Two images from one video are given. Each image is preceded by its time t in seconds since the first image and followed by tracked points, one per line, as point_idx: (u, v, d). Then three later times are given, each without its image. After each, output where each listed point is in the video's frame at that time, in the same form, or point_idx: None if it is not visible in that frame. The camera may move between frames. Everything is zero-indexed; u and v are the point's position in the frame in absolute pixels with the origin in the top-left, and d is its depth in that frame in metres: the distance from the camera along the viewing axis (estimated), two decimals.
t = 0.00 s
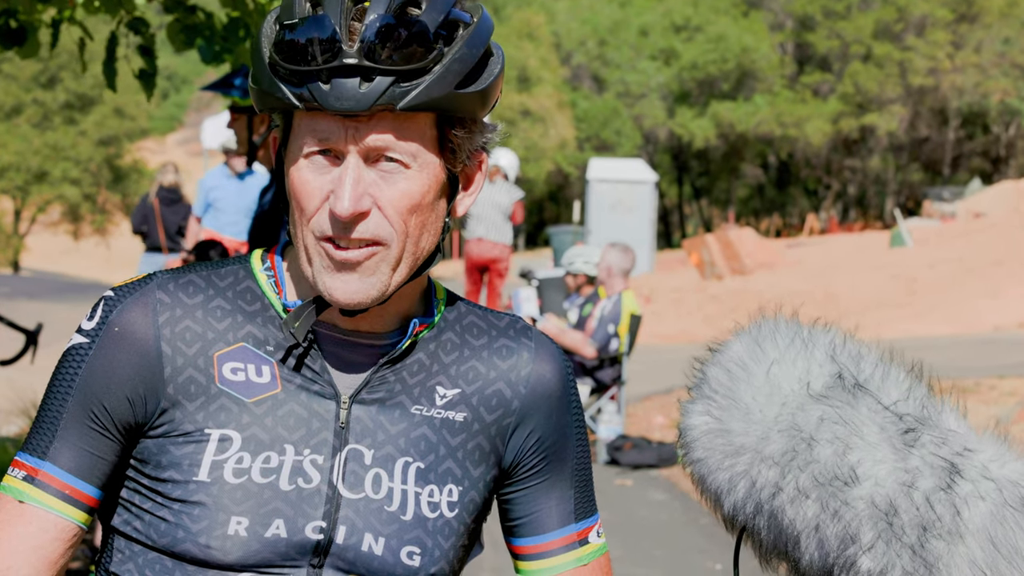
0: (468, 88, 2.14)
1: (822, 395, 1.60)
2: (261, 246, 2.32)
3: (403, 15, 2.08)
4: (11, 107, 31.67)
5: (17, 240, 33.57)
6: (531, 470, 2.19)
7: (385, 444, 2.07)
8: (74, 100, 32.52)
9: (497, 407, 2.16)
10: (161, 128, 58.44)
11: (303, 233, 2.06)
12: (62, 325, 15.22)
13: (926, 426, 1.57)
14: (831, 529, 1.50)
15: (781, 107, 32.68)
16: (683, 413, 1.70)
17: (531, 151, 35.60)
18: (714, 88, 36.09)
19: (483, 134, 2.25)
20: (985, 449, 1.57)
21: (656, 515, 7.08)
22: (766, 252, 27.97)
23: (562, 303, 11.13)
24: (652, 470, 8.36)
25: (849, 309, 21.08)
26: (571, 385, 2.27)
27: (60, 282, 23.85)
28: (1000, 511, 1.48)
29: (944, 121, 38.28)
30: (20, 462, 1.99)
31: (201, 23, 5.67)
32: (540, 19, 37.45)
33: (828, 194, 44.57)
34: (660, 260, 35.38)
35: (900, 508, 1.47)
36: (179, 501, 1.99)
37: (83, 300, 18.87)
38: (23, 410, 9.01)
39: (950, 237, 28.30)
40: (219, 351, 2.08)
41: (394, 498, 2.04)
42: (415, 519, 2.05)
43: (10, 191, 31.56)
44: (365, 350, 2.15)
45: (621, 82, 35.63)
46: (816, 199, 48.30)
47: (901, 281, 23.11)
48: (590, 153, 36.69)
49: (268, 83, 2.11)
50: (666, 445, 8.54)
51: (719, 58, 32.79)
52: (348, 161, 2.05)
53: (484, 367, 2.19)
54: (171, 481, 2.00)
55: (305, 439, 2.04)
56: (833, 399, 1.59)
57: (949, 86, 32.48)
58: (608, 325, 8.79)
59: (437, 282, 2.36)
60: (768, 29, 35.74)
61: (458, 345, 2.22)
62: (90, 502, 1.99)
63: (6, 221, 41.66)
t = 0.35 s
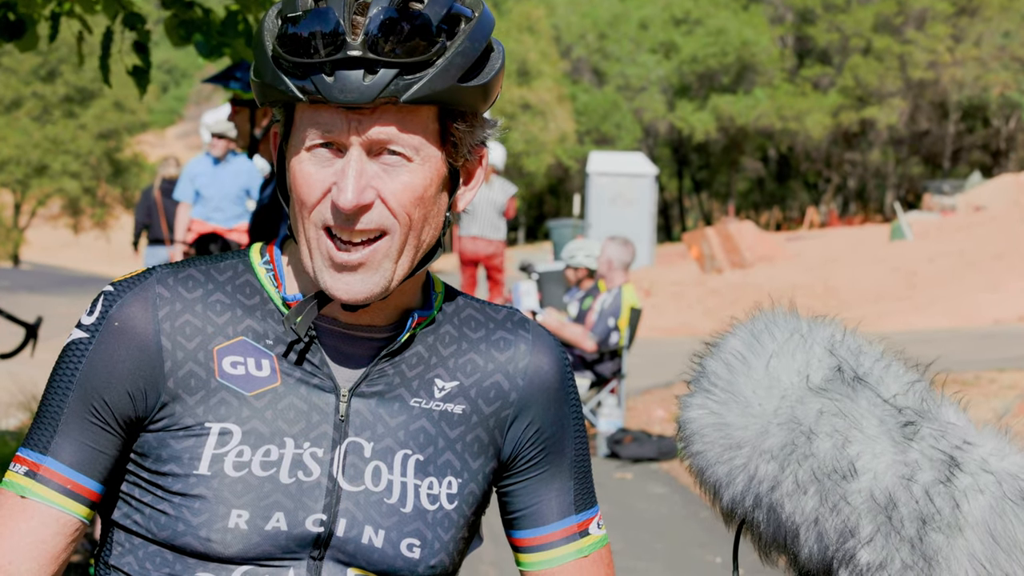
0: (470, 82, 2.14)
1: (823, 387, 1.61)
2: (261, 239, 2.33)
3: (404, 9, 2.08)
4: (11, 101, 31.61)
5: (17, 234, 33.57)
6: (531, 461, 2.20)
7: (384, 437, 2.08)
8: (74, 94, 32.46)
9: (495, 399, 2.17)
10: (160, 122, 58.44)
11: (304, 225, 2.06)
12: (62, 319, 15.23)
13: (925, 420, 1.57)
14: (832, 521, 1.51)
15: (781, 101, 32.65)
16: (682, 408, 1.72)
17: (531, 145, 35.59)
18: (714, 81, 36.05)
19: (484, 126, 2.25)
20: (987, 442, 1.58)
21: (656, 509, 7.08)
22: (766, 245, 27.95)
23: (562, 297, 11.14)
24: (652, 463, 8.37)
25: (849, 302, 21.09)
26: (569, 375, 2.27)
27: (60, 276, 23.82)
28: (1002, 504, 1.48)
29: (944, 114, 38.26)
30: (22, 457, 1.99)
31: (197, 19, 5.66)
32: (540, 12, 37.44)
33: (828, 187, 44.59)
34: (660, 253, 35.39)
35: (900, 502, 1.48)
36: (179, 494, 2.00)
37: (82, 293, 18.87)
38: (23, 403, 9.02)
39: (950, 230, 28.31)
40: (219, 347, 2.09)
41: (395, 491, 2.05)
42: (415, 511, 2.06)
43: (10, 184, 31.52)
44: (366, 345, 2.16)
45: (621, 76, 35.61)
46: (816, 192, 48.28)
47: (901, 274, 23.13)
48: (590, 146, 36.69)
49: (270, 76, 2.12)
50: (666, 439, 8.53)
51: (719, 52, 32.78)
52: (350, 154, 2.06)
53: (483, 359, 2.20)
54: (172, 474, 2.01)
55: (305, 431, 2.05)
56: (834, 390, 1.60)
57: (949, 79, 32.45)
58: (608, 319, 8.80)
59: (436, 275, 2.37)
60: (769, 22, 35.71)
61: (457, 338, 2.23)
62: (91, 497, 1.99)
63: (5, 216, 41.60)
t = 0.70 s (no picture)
0: (469, 78, 2.15)
1: (819, 382, 1.67)
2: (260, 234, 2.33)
3: (404, 5, 2.09)
4: (11, 96, 31.60)
5: (15, 229, 33.61)
6: (529, 454, 2.21)
7: (383, 431, 2.08)
8: (73, 89, 32.44)
9: (494, 393, 2.18)
10: (159, 117, 58.41)
11: (303, 220, 2.07)
12: (61, 313, 15.24)
13: (922, 415, 1.63)
14: (831, 515, 1.57)
15: (781, 95, 32.64)
16: (681, 401, 1.76)
17: (531, 140, 35.59)
18: (714, 76, 36.03)
19: (483, 122, 2.25)
20: (980, 435, 1.64)
21: (656, 504, 7.09)
22: (766, 240, 27.95)
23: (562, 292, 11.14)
24: (651, 458, 8.37)
25: (848, 296, 21.11)
26: (568, 370, 2.28)
27: (59, 271, 23.83)
28: (996, 497, 1.54)
29: (944, 109, 38.25)
30: (22, 452, 2.00)
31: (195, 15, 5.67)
32: (540, 6, 37.44)
33: (828, 181, 44.60)
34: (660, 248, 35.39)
35: (897, 495, 1.54)
36: (180, 489, 2.01)
37: (81, 288, 18.87)
38: (21, 398, 9.02)
39: (950, 225, 28.32)
40: (218, 341, 2.09)
41: (393, 485, 2.06)
42: (414, 506, 2.06)
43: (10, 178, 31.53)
44: (365, 340, 2.16)
45: (621, 70, 35.59)
46: (815, 187, 48.29)
47: (901, 269, 23.14)
48: (589, 141, 36.69)
49: (269, 71, 2.12)
50: (665, 434, 8.54)
51: (719, 46, 32.76)
52: (350, 151, 2.06)
53: (481, 354, 2.21)
54: (172, 468, 2.02)
55: (304, 427, 2.06)
56: (831, 386, 1.66)
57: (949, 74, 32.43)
58: (608, 313, 8.81)
59: (435, 270, 2.37)
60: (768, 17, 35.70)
61: (456, 331, 2.23)
62: (91, 492, 2.00)
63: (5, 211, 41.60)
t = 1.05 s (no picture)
0: (468, 72, 2.15)
1: (816, 375, 1.68)
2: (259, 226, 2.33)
3: None
4: (9, 90, 31.58)
5: (14, 224, 33.63)
6: (525, 444, 2.22)
7: (382, 419, 2.09)
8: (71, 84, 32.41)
9: (493, 382, 2.19)
10: (158, 113, 58.29)
11: (299, 210, 2.08)
12: (60, 308, 15.25)
13: (919, 408, 1.64)
14: (826, 507, 1.58)
15: (779, 90, 32.63)
16: (678, 393, 1.78)
17: (529, 135, 35.56)
18: (712, 70, 36.02)
19: (482, 116, 2.26)
20: (978, 428, 1.65)
21: (654, 497, 7.11)
22: (764, 234, 27.97)
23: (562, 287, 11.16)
24: (650, 452, 8.38)
25: (846, 289, 21.15)
26: (565, 363, 2.29)
27: (57, 266, 23.81)
28: (992, 491, 1.56)
29: (943, 103, 38.27)
30: (21, 441, 2.01)
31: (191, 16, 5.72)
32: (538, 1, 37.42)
33: (826, 176, 44.61)
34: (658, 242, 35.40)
35: (893, 488, 1.56)
36: (178, 478, 2.02)
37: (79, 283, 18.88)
38: (20, 392, 9.04)
39: (948, 219, 28.35)
40: (216, 329, 2.10)
41: (393, 472, 2.07)
42: (413, 494, 2.07)
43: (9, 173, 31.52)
44: (363, 330, 2.17)
45: (619, 65, 35.57)
46: (813, 181, 48.30)
47: (899, 263, 23.14)
48: (588, 135, 36.68)
49: (268, 61, 2.13)
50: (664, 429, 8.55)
51: (717, 41, 32.76)
52: (346, 142, 2.07)
53: (480, 343, 2.22)
54: (170, 456, 2.02)
55: (303, 414, 2.07)
56: (827, 378, 1.67)
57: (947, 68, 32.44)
58: (607, 308, 8.83)
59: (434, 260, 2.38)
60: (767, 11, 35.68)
61: (454, 321, 2.24)
62: (87, 481, 2.00)
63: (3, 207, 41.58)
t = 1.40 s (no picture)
0: (431, 45, 2.15)
1: (816, 360, 1.70)
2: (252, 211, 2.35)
3: None
4: (8, 79, 31.46)
5: (14, 213, 33.63)
6: (516, 425, 2.24)
7: (376, 404, 2.11)
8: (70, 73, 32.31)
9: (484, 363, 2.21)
10: (157, 101, 58.08)
11: (278, 195, 2.10)
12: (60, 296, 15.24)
13: (919, 392, 1.66)
14: (828, 493, 1.60)
15: (779, 77, 32.56)
16: (677, 379, 1.80)
17: (528, 122, 35.49)
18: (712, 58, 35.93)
19: (453, 90, 2.26)
20: (978, 412, 1.66)
21: (654, 484, 7.13)
22: (764, 221, 27.96)
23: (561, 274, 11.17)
24: (650, 439, 8.41)
25: (846, 277, 21.14)
26: (559, 343, 2.30)
27: (57, 254, 23.77)
28: (992, 473, 1.57)
29: (942, 90, 38.22)
30: (19, 428, 2.02)
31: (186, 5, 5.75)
32: None
33: (826, 163, 44.55)
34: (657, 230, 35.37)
35: (893, 473, 1.57)
36: (174, 465, 2.03)
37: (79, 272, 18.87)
38: (19, 381, 9.04)
39: (948, 205, 28.34)
40: (212, 315, 2.12)
41: (388, 458, 2.08)
42: (409, 479, 2.09)
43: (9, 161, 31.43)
44: (353, 312, 2.19)
45: (619, 52, 35.48)
46: (813, 168, 48.22)
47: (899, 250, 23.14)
48: (587, 123, 36.61)
49: (232, 50, 2.15)
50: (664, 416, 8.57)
51: (716, 28, 32.68)
52: (315, 124, 2.08)
53: (471, 325, 2.24)
54: (166, 445, 2.03)
55: (299, 400, 2.08)
56: (827, 364, 1.69)
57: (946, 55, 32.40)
58: (606, 295, 8.84)
59: (427, 240, 2.40)
60: None
61: (446, 303, 2.26)
62: (86, 468, 2.02)
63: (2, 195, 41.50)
